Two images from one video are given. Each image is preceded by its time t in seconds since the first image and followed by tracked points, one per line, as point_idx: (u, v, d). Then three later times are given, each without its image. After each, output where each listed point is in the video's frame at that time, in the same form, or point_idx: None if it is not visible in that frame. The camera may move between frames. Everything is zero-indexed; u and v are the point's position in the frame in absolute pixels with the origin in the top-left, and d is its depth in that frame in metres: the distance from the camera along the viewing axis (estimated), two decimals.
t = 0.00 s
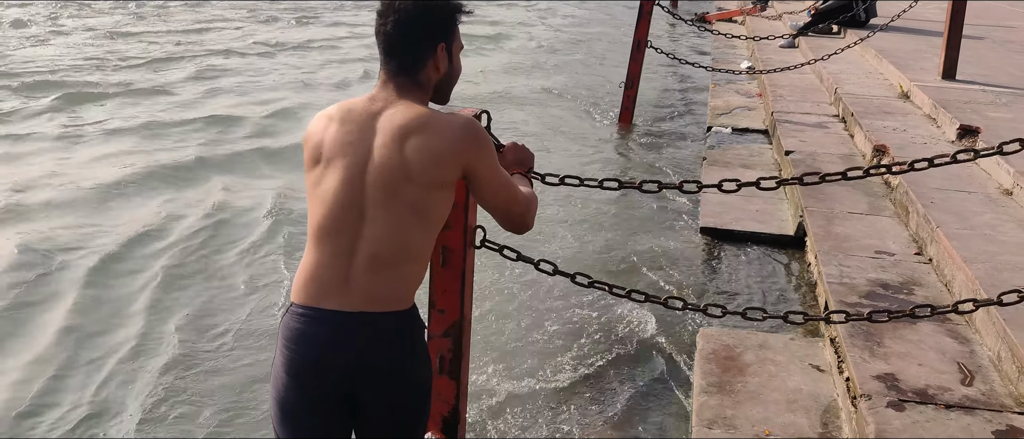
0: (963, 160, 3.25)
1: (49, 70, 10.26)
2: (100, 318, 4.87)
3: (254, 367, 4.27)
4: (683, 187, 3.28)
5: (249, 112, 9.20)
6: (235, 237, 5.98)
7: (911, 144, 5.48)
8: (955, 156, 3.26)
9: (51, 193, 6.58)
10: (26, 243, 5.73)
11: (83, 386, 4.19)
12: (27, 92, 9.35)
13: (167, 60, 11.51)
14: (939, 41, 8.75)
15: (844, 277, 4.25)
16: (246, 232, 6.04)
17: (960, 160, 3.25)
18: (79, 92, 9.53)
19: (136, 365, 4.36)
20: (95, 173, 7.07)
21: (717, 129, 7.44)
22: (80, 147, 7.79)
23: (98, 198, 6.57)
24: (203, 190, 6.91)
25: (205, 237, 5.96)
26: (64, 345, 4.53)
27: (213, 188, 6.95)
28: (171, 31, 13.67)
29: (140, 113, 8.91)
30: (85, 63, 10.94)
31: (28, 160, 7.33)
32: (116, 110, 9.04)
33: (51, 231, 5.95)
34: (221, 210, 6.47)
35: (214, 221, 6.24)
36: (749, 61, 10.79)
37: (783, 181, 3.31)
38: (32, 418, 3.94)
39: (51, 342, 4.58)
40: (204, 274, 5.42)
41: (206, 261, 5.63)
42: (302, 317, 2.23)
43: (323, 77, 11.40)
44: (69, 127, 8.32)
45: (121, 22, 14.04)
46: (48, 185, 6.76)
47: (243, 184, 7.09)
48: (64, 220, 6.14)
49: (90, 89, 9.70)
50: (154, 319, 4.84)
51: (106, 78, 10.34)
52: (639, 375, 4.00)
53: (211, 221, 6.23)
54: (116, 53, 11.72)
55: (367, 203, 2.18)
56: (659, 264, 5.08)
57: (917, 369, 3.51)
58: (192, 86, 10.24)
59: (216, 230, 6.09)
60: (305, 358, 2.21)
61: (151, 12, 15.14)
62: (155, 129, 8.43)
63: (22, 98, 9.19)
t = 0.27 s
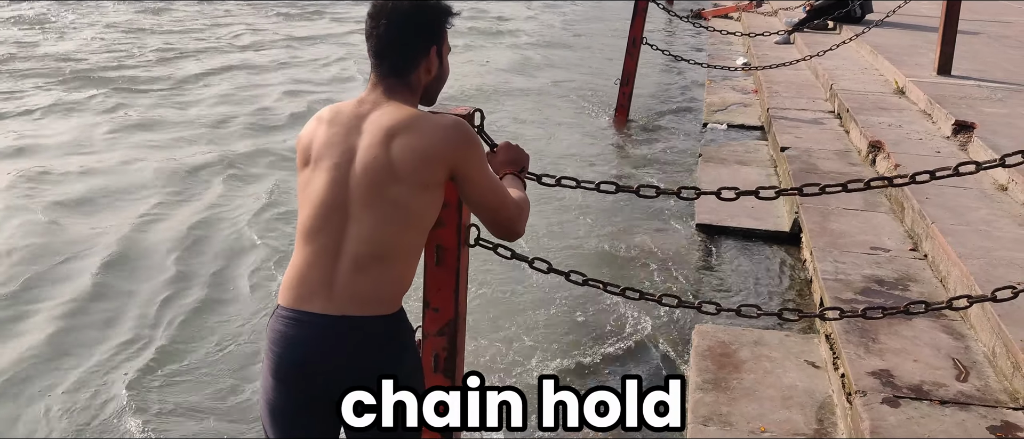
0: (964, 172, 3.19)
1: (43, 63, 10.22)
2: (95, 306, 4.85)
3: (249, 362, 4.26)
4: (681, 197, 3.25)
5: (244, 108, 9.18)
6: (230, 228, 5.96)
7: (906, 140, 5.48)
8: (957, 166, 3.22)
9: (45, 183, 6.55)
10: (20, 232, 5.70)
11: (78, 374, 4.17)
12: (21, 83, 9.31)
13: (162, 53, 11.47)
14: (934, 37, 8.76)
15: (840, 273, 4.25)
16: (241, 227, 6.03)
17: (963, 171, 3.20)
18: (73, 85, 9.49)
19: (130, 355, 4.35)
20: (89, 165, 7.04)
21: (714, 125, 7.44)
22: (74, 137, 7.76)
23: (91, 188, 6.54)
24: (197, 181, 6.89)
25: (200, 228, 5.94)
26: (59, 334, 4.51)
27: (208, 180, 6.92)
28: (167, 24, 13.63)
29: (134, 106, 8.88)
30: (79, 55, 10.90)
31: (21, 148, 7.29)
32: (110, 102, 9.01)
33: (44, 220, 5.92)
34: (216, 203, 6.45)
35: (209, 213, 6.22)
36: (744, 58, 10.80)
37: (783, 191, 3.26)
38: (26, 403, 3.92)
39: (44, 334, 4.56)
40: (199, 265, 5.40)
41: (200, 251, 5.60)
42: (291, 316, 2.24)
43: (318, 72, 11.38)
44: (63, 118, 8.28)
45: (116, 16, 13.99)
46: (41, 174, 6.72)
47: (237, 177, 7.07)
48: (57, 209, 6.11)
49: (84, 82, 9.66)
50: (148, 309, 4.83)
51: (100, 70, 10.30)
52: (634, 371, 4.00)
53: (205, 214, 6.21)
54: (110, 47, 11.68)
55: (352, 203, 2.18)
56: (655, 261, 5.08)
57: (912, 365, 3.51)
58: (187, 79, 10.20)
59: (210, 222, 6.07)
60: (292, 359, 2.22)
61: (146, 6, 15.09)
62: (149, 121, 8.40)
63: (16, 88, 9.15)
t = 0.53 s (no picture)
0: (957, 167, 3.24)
1: (39, 65, 10.21)
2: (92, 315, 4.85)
3: (246, 365, 4.26)
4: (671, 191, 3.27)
5: (240, 111, 9.19)
6: (226, 235, 5.96)
7: (900, 137, 5.50)
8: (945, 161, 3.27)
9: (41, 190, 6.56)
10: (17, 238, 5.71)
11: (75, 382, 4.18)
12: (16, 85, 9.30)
13: (158, 54, 11.44)
14: (929, 33, 8.77)
15: (835, 270, 4.26)
16: (237, 230, 6.04)
17: (950, 164, 3.27)
18: (68, 87, 9.49)
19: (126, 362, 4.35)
20: (86, 170, 7.04)
21: (709, 124, 7.45)
22: (70, 138, 7.75)
23: (87, 196, 6.54)
24: (193, 184, 6.89)
25: (197, 233, 5.94)
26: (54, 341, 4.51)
27: (204, 183, 6.92)
28: (161, 22, 13.60)
29: (130, 110, 8.88)
30: (74, 55, 10.88)
31: (17, 153, 7.29)
32: (105, 105, 9.00)
33: (41, 227, 5.92)
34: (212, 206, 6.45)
35: (205, 219, 6.23)
36: (740, 55, 10.81)
37: (775, 187, 3.29)
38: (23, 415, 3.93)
39: (43, 339, 4.57)
40: (195, 273, 5.41)
41: (198, 256, 5.61)
42: (283, 320, 2.28)
43: (314, 71, 11.37)
44: (58, 121, 8.28)
45: (111, 14, 13.96)
46: (37, 180, 6.73)
47: (233, 179, 7.07)
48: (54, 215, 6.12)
49: (79, 85, 9.65)
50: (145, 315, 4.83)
51: (96, 72, 10.28)
52: (629, 370, 4.01)
53: (200, 219, 6.22)
54: (106, 46, 11.66)
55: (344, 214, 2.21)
56: (650, 259, 5.08)
57: (907, 362, 3.52)
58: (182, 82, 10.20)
59: (207, 228, 6.08)
60: (286, 361, 2.27)
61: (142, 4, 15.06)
62: (145, 125, 8.40)
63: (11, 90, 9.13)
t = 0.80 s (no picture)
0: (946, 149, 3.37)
1: (34, 57, 10.17)
2: (85, 308, 4.84)
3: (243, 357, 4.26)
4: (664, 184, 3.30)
5: (235, 105, 9.16)
6: (221, 227, 5.95)
7: (895, 133, 5.51)
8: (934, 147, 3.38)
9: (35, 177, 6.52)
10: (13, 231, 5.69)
11: (70, 376, 4.17)
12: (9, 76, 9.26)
13: (152, 47, 11.41)
14: (923, 30, 8.79)
15: (829, 265, 4.28)
16: (233, 223, 6.03)
17: (939, 149, 3.37)
18: (62, 78, 9.45)
19: (120, 356, 4.35)
20: (80, 162, 7.01)
21: (704, 120, 7.46)
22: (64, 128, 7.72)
23: (82, 186, 6.51)
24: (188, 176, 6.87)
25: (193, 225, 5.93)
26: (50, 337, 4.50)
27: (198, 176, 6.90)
28: (156, 16, 13.56)
29: (124, 102, 8.85)
30: (69, 49, 10.84)
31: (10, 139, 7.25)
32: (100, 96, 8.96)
33: (36, 219, 5.90)
34: (206, 199, 6.44)
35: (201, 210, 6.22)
36: (735, 52, 10.82)
37: (768, 175, 3.36)
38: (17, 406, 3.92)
39: (39, 332, 4.56)
40: (191, 263, 5.40)
41: (194, 248, 5.60)
42: (267, 326, 2.33)
43: (309, 66, 11.36)
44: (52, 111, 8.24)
45: (105, 8, 13.91)
46: (31, 168, 6.69)
47: (227, 171, 7.05)
48: (49, 209, 6.10)
49: (73, 77, 9.61)
50: (139, 309, 4.82)
51: (90, 65, 10.24)
52: (625, 364, 4.02)
53: (195, 211, 6.20)
54: (101, 39, 11.62)
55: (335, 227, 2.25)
56: (646, 255, 5.09)
57: (900, 356, 3.54)
58: (177, 75, 10.17)
59: (202, 219, 6.06)
60: (267, 373, 2.32)
61: None
62: (140, 116, 8.37)
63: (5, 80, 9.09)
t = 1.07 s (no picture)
0: (942, 140, 3.43)
1: (28, 50, 10.12)
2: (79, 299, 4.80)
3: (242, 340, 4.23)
4: (659, 176, 3.33)
5: (230, 98, 9.13)
6: (217, 214, 5.92)
7: (891, 128, 5.52)
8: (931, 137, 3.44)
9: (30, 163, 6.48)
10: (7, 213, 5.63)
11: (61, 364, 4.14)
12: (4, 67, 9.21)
13: (148, 41, 11.36)
14: (919, 27, 8.81)
15: (826, 260, 4.28)
16: (227, 209, 5.99)
17: (936, 141, 3.43)
18: (57, 70, 9.40)
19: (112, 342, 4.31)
20: (74, 149, 6.97)
21: (700, 115, 7.46)
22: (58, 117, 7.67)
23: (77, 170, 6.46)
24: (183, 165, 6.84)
25: (188, 213, 5.90)
26: (45, 315, 4.45)
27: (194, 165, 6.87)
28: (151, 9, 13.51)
29: (119, 91, 8.80)
30: (63, 41, 10.79)
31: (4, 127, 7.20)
32: (95, 87, 8.92)
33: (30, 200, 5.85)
34: (202, 188, 6.41)
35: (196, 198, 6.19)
36: (731, 48, 10.82)
37: (766, 164, 3.40)
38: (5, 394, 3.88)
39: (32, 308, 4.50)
40: (187, 246, 5.36)
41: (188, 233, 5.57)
42: (256, 335, 2.44)
43: (304, 60, 11.33)
44: (47, 100, 8.19)
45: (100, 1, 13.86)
46: (26, 156, 6.65)
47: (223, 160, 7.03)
48: (42, 190, 6.04)
49: (68, 68, 9.56)
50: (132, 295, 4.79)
51: (85, 57, 10.20)
52: (623, 358, 4.02)
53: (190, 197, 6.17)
54: (95, 31, 11.57)
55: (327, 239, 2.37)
56: (643, 249, 5.09)
57: (897, 350, 3.55)
58: (173, 68, 10.13)
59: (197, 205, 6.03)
60: (252, 388, 2.42)
61: None
62: (135, 106, 8.33)
63: None
